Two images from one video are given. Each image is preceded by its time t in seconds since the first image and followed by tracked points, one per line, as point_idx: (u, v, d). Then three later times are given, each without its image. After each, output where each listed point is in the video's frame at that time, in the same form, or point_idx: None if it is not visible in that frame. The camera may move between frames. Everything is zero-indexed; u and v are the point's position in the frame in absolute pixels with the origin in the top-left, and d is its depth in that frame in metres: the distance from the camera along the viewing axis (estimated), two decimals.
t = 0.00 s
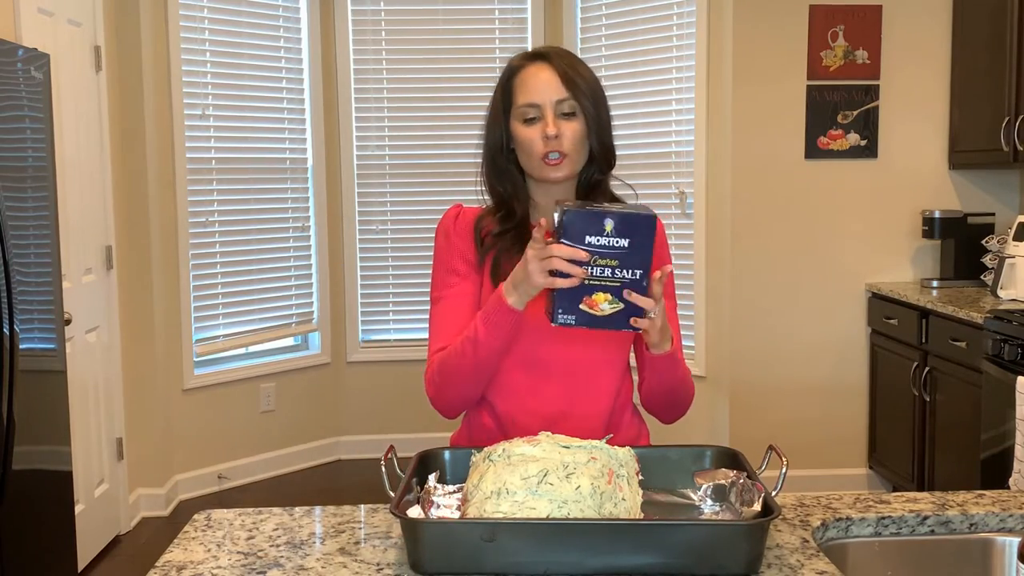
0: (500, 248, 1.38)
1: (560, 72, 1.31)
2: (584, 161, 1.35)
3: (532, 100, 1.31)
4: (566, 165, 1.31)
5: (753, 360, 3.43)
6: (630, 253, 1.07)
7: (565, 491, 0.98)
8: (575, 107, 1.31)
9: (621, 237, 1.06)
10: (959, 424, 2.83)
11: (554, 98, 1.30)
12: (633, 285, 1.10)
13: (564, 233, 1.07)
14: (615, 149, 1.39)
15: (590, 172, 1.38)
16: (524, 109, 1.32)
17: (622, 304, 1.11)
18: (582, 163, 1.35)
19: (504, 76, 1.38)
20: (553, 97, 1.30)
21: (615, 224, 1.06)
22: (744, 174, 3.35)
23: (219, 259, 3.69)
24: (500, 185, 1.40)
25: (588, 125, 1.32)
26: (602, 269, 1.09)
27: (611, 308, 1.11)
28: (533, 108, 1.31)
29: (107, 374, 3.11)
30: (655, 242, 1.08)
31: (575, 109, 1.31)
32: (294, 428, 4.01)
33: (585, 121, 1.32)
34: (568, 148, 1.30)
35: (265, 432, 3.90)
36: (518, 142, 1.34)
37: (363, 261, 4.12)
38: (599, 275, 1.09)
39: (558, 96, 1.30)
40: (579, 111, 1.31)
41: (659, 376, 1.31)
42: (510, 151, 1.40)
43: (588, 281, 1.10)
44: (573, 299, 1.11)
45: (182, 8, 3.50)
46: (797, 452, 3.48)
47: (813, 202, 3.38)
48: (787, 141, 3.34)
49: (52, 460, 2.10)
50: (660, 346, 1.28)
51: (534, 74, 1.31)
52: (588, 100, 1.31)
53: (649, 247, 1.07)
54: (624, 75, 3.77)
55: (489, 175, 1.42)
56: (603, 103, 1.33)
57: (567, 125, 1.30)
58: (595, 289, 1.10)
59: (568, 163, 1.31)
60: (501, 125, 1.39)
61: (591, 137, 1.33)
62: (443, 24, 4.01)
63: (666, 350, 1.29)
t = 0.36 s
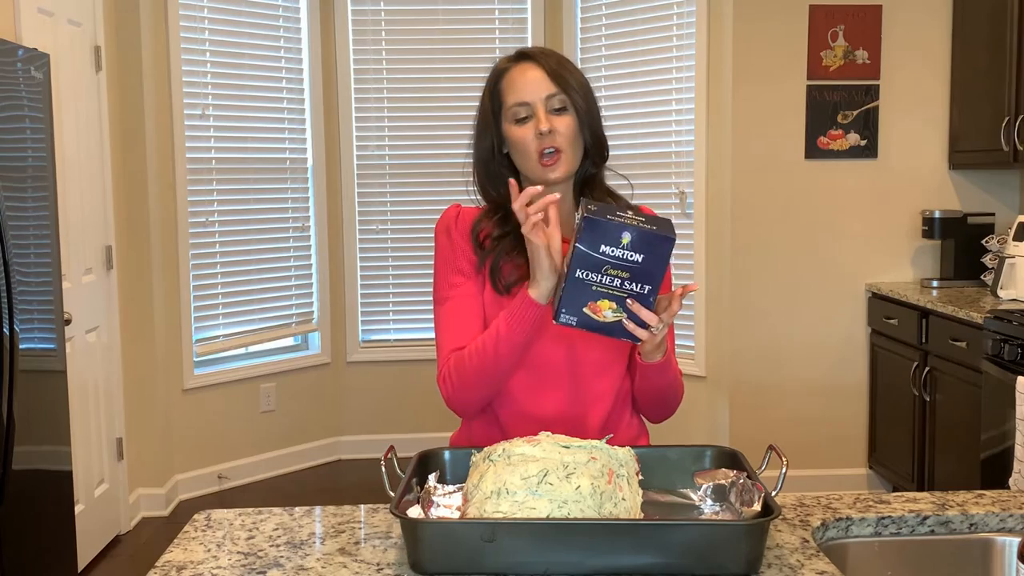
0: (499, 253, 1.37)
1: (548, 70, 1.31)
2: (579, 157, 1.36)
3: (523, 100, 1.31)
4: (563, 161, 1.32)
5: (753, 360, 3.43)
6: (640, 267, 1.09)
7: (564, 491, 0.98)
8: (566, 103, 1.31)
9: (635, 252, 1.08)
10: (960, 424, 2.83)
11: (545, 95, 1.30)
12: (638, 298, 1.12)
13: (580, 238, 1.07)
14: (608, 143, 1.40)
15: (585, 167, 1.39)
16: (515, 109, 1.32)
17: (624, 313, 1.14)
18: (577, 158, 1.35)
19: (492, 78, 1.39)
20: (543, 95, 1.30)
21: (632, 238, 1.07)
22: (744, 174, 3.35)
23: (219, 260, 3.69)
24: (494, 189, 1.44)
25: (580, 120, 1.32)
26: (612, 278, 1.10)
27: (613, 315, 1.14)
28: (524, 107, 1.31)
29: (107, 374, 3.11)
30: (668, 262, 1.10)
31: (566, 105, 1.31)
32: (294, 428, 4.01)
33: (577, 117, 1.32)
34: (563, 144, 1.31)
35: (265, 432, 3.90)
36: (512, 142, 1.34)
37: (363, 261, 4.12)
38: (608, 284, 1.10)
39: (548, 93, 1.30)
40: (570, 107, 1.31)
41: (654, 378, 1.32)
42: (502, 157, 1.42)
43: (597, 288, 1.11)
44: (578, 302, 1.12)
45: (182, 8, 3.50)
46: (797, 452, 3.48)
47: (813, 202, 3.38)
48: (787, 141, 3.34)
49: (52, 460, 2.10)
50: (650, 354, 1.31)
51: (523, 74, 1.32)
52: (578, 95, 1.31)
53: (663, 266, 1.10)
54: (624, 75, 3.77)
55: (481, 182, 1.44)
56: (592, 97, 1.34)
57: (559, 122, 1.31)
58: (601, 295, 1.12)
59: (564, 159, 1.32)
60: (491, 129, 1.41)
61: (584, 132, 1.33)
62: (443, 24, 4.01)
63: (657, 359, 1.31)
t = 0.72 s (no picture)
0: (497, 253, 1.37)
1: (548, 71, 1.31)
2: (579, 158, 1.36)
3: (523, 101, 1.31)
4: (563, 162, 1.32)
5: (752, 360, 3.43)
6: (638, 264, 1.09)
7: (564, 491, 0.98)
8: (566, 104, 1.31)
9: (633, 249, 1.08)
10: (960, 424, 2.83)
11: (545, 97, 1.30)
12: (636, 294, 1.13)
13: (578, 236, 1.07)
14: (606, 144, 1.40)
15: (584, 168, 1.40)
16: (515, 110, 1.32)
17: (623, 310, 1.14)
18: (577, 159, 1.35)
19: (490, 79, 1.39)
20: (543, 97, 1.30)
21: (630, 236, 1.07)
22: (744, 174, 3.35)
23: (219, 260, 3.69)
24: (494, 190, 1.44)
25: (580, 121, 1.32)
26: (610, 276, 1.10)
27: (611, 312, 1.14)
28: (524, 108, 1.31)
29: (107, 374, 3.11)
30: (666, 258, 1.10)
31: (566, 107, 1.32)
32: (294, 428, 4.01)
33: (576, 118, 1.32)
34: (563, 146, 1.31)
35: (265, 432, 3.90)
36: (512, 144, 1.34)
37: (363, 261, 4.12)
38: (607, 281, 1.11)
39: (548, 95, 1.31)
40: (571, 108, 1.31)
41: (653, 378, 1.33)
42: (501, 158, 1.43)
43: (595, 286, 1.11)
44: (575, 300, 1.12)
45: (182, 7, 3.50)
46: (797, 452, 3.48)
47: (813, 202, 3.37)
48: (787, 141, 3.34)
49: (51, 460, 2.10)
50: (649, 352, 1.30)
51: (523, 75, 1.31)
52: (577, 97, 1.31)
53: (661, 262, 1.10)
54: (624, 75, 3.77)
55: (481, 182, 1.45)
56: (592, 98, 1.34)
57: (560, 123, 1.31)
58: (600, 293, 1.12)
59: (564, 161, 1.32)
60: (490, 130, 1.41)
61: (583, 133, 1.33)
62: (443, 24, 4.01)
63: (655, 358, 1.30)
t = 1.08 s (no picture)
0: (496, 252, 1.37)
1: (548, 71, 1.32)
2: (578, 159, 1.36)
3: (523, 101, 1.31)
4: (563, 162, 1.32)
5: (752, 360, 3.43)
6: (631, 263, 1.09)
7: (564, 491, 0.98)
8: (567, 105, 1.31)
9: (625, 250, 1.08)
10: (960, 424, 2.83)
11: (545, 97, 1.30)
12: (633, 295, 1.12)
13: (570, 239, 1.07)
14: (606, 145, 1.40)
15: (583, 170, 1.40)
16: (515, 111, 1.32)
17: (621, 311, 1.13)
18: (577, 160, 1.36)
19: (490, 79, 1.38)
20: (544, 97, 1.30)
21: (620, 237, 1.08)
22: (744, 174, 3.35)
23: (219, 260, 3.69)
24: (493, 190, 1.44)
25: (580, 122, 1.33)
26: (604, 278, 1.10)
27: (609, 315, 1.13)
28: (525, 108, 1.31)
29: (107, 373, 3.11)
30: (659, 257, 1.10)
31: (566, 107, 1.32)
32: (294, 428, 4.01)
33: (576, 119, 1.32)
34: (563, 146, 1.31)
35: (265, 432, 3.90)
36: (512, 144, 1.34)
37: (363, 261, 4.12)
38: (602, 282, 1.11)
39: (549, 95, 1.31)
40: (571, 109, 1.31)
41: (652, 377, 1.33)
42: (500, 157, 1.42)
43: (590, 287, 1.11)
44: (572, 302, 1.11)
45: (182, 7, 3.50)
46: (797, 452, 3.48)
47: (813, 202, 3.37)
48: (787, 141, 3.34)
49: (51, 460, 2.10)
50: (649, 350, 1.30)
51: (524, 75, 1.31)
52: (577, 97, 1.31)
53: (654, 260, 1.10)
54: (624, 75, 3.77)
55: (480, 182, 1.45)
56: (592, 99, 1.34)
57: (560, 124, 1.31)
58: (596, 294, 1.11)
59: (563, 162, 1.32)
60: (489, 129, 1.40)
61: (583, 134, 1.33)
62: (443, 24, 4.01)
63: (655, 356, 1.30)
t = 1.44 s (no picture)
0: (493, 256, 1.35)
1: (552, 71, 1.31)
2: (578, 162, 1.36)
3: (526, 100, 1.31)
4: (562, 164, 1.31)
5: (752, 360, 3.43)
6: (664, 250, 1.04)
7: (564, 491, 0.98)
8: (570, 107, 1.31)
9: (660, 235, 1.03)
10: (960, 424, 2.83)
11: (548, 97, 1.30)
12: (660, 279, 1.08)
13: (609, 227, 1.02)
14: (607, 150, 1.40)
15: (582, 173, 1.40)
16: (518, 110, 1.31)
17: (647, 295, 1.09)
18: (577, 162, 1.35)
19: (494, 75, 1.38)
20: (547, 96, 1.30)
21: (659, 223, 1.02)
22: (744, 174, 3.35)
23: (219, 260, 3.69)
24: (491, 187, 1.42)
25: (582, 125, 1.32)
26: (637, 264, 1.05)
27: (637, 300, 1.10)
28: (527, 108, 1.31)
29: (107, 373, 3.11)
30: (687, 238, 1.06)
31: (569, 109, 1.31)
32: (295, 428, 4.01)
33: (579, 122, 1.32)
34: (563, 148, 1.30)
35: (265, 432, 3.90)
36: (513, 142, 1.33)
37: (363, 261, 4.12)
38: (632, 269, 1.06)
39: (552, 95, 1.30)
40: (573, 111, 1.31)
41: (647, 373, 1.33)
42: (501, 154, 1.41)
43: (621, 276, 1.06)
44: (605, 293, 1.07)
45: (182, 7, 3.50)
46: (797, 452, 3.48)
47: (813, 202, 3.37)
48: (786, 141, 3.34)
49: (51, 460, 2.10)
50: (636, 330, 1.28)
51: (527, 74, 1.31)
52: (580, 99, 1.31)
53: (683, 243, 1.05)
54: (624, 75, 3.77)
55: (480, 180, 1.43)
56: (595, 101, 1.34)
57: (561, 126, 1.31)
58: (626, 283, 1.07)
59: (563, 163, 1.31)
60: (491, 125, 1.39)
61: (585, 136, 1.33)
62: (443, 24, 4.01)
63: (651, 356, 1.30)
